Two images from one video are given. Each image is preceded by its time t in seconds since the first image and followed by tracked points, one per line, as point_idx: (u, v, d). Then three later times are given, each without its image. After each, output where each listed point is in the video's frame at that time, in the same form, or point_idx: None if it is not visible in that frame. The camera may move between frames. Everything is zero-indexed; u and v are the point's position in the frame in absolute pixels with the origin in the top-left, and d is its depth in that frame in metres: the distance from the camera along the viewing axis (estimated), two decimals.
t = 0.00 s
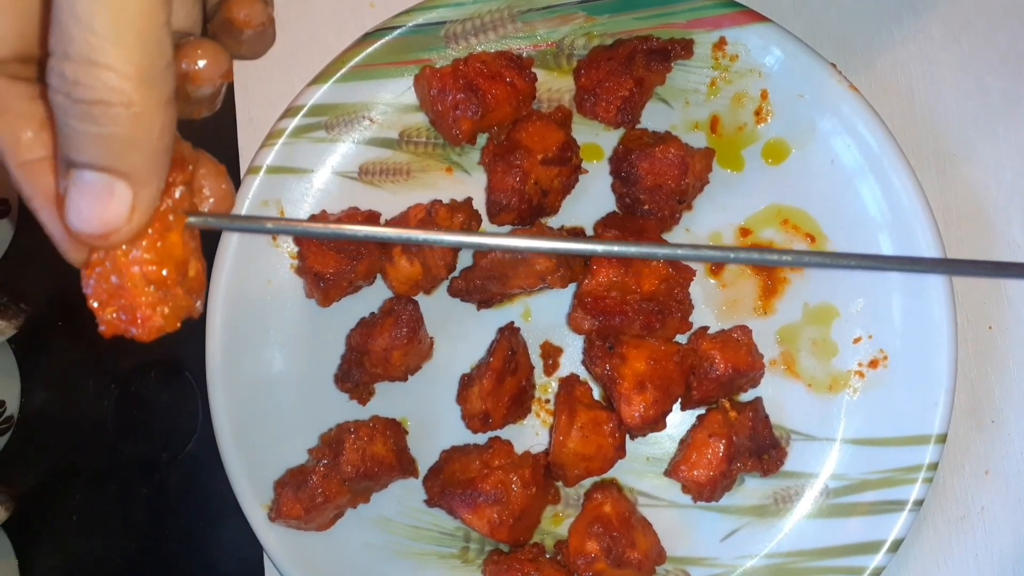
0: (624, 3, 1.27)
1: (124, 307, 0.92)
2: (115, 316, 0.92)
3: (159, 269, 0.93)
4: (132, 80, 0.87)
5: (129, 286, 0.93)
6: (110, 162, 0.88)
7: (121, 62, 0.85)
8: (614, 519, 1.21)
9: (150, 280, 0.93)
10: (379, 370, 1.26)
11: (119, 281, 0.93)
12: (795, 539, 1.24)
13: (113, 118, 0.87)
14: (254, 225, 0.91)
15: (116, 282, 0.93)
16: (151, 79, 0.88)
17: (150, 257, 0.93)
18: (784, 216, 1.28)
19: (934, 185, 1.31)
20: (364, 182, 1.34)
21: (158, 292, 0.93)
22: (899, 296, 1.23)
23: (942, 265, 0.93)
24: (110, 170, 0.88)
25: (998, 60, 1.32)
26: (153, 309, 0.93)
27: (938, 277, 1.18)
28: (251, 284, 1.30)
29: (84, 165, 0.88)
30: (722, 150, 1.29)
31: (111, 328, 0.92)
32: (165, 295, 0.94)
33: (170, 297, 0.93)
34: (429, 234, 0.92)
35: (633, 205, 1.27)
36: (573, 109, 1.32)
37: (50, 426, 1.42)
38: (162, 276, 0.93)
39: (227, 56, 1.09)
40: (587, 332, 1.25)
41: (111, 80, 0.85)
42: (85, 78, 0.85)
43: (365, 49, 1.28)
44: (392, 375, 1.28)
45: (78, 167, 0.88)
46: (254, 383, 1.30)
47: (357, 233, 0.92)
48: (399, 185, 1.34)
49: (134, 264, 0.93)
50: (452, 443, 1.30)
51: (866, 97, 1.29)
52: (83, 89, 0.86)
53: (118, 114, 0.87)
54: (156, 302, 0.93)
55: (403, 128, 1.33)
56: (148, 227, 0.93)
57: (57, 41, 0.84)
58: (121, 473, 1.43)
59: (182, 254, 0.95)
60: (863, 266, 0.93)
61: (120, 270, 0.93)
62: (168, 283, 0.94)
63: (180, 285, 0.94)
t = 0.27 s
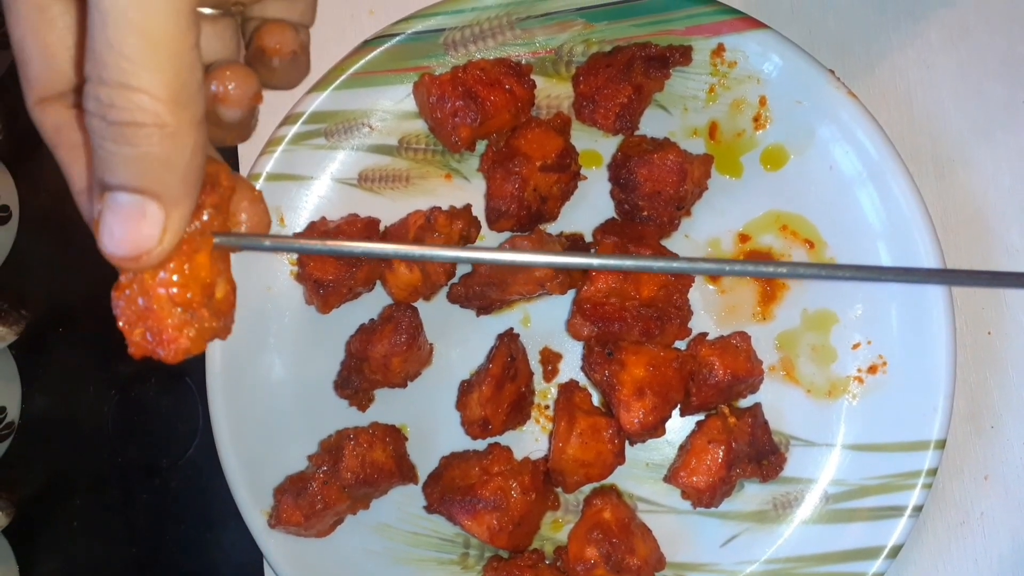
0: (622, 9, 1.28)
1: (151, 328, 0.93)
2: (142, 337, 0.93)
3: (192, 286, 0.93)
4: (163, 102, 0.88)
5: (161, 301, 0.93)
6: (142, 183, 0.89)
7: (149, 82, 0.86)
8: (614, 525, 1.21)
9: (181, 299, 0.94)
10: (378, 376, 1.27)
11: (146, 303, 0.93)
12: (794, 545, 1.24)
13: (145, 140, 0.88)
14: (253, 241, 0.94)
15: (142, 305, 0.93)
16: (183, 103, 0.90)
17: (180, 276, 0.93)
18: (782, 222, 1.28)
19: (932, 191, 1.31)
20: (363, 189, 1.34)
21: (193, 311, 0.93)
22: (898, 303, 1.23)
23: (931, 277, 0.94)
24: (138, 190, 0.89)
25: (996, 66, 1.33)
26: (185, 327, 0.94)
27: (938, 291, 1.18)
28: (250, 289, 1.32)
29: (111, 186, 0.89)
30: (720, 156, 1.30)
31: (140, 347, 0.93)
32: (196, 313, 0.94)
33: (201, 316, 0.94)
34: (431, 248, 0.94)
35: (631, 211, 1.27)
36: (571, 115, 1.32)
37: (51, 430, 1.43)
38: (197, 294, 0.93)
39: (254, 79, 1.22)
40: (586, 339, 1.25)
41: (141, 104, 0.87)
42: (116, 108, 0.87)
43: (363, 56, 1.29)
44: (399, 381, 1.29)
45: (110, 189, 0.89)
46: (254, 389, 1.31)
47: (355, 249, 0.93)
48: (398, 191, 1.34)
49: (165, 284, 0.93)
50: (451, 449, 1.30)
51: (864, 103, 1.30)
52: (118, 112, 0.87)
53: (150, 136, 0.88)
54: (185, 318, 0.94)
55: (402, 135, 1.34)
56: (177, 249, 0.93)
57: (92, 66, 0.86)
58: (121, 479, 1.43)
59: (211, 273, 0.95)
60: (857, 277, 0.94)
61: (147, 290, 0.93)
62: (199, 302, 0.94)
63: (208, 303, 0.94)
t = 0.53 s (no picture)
0: (620, 6, 1.28)
1: (239, 324, 0.87)
2: (232, 332, 0.88)
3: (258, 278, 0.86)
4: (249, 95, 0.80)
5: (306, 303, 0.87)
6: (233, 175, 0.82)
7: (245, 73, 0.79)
8: (610, 522, 1.21)
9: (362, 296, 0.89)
10: (375, 372, 1.26)
11: (233, 298, 0.85)
12: (791, 543, 1.24)
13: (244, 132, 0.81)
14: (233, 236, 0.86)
15: (230, 300, 0.86)
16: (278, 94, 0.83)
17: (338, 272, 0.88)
18: (781, 219, 1.28)
19: (930, 189, 1.31)
20: (360, 184, 1.34)
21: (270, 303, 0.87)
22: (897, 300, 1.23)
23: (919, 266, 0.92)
24: (243, 183, 0.82)
25: (995, 65, 1.33)
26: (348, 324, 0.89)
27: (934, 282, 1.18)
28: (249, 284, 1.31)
29: (207, 181, 0.82)
30: (718, 153, 1.30)
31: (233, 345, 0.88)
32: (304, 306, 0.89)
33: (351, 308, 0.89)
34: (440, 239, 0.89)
35: (629, 208, 1.27)
36: (569, 112, 1.32)
37: (49, 428, 1.41)
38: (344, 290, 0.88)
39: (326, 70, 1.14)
40: (584, 335, 1.25)
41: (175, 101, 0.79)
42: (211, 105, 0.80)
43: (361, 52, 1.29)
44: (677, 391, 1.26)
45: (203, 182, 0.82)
46: (250, 385, 1.30)
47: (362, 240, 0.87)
48: (396, 187, 1.34)
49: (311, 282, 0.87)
50: (448, 446, 1.30)
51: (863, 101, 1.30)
52: (214, 102, 0.80)
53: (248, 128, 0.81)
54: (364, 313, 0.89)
55: (400, 131, 1.33)
56: (266, 245, 0.85)
57: (187, 56, 0.79)
58: (117, 476, 1.43)
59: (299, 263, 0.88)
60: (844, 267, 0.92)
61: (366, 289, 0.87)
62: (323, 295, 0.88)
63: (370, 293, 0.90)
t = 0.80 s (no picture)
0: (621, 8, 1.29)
1: (586, 334, 0.87)
2: (579, 343, 0.88)
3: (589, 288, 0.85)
4: (619, 97, 0.80)
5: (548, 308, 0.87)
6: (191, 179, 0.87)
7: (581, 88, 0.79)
8: (611, 523, 1.21)
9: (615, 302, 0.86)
10: (377, 373, 1.26)
11: (574, 310, 0.86)
12: (791, 544, 1.24)
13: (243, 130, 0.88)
14: (201, 231, 0.80)
15: (568, 310, 0.86)
16: (637, 96, 0.83)
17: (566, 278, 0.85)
18: (781, 221, 1.28)
19: (931, 191, 1.31)
20: (362, 186, 1.34)
21: (596, 315, 0.86)
22: (898, 299, 1.23)
23: (911, 264, 0.88)
24: (603, 189, 0.81)
25: (995, 67, 1.33)
26: (597, 334, 0.87)
27: (933, 277, 1.19)
28: (251, 282, 1.32)
29: (575, 189, 0.82)
30: (719, 155, 1.30)
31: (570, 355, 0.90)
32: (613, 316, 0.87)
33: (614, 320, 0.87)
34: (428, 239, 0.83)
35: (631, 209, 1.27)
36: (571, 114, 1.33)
37: (49, 428, 1.40)
38: (597, 299, 0.85)
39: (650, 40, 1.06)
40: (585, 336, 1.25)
41: (585, 105, 0.80)
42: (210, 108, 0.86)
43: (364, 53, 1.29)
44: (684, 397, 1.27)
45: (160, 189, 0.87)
46: (252, 385, 1.30)
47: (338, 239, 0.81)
48: (398, 189, 1.34)
49: (567, 286, 0.85)
50: (449, 447, 1.30)
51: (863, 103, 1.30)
52: (562, 108, 0.81)
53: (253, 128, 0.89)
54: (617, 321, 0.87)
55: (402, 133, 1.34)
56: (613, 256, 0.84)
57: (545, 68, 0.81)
58: (117, 476, 1.43)
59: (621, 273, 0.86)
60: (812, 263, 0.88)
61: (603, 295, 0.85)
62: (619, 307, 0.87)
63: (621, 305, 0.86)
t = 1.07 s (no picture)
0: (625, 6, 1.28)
1: (690, 324, 0.94)
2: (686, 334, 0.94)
3: (711, 280, 0.93)
4: (748, 81, 0.89)
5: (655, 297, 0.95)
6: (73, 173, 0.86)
7: (712, 72, 0.89)
8: (611, 519, 1.21)
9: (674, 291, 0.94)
10: (379, 369, 1.27)
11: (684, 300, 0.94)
12: (791, 542, 1.25)
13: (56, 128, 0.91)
14: (202, 208, 0.81)
15: (688, 301, 0.94)
16: (772, 83, 0.91)
17: (696, 270, 0.93)
18: (783, 220, 1.29)
19: (932, 191, 1.32)
20: (365, 182, 1.34)
21: (712, 304, 0.94)
22: (898, 297, 1.23)
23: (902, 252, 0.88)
24: (730, 177, 0.89)
25: (998, 67, 1.33)
26: (712, 321, 0.94)
27: (932, 267, 1.19)
28: (251, 275, 1.31)
29: (702, 174, 0.89)
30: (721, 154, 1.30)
31: (679, 346, 0.94)
32: (736, 305, 0.94)
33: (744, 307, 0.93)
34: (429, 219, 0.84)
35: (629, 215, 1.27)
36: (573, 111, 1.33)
37: (49, 424, 1.38)
38: (727, 288, 0.93)
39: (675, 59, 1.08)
40: (586, 333, 1.26)
41: (719, 92, 0.89)
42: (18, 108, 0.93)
43: (369, 49, 1.30)
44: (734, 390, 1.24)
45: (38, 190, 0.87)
46: (254, 381, 1.31)
47: (339, 220, 0.81)
48: (400, 185, 1.34)
49: (692, 278, 0.93)
50: (450, 443, 1.30)
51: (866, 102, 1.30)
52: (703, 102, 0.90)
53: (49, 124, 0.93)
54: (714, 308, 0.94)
55: (405, 129, 1.34)
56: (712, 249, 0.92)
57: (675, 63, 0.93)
58: (119, 470, 1.42)
59: (740, 266, 0.95)
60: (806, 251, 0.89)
61: (670, 284, 0.94)
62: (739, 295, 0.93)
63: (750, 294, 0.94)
